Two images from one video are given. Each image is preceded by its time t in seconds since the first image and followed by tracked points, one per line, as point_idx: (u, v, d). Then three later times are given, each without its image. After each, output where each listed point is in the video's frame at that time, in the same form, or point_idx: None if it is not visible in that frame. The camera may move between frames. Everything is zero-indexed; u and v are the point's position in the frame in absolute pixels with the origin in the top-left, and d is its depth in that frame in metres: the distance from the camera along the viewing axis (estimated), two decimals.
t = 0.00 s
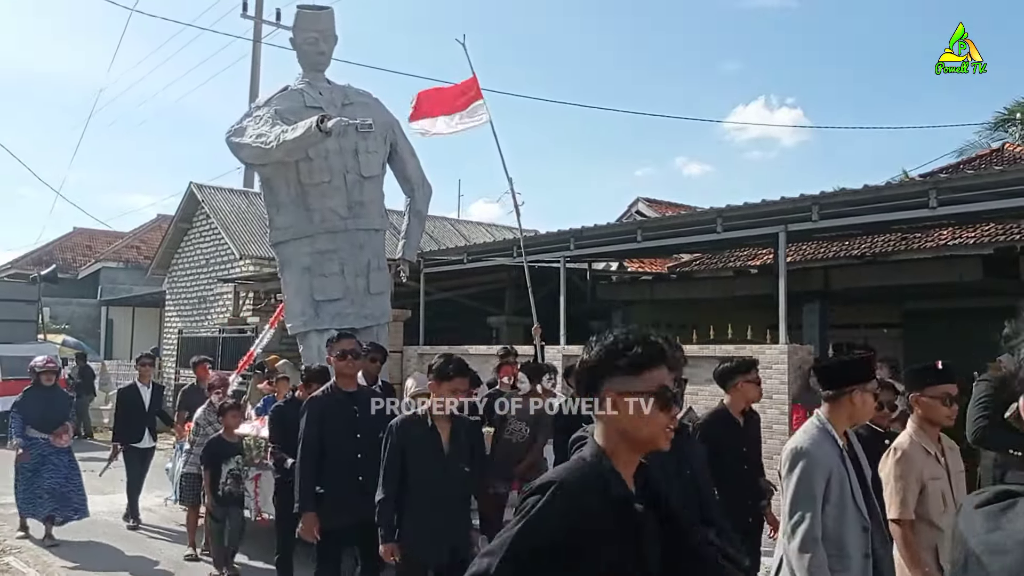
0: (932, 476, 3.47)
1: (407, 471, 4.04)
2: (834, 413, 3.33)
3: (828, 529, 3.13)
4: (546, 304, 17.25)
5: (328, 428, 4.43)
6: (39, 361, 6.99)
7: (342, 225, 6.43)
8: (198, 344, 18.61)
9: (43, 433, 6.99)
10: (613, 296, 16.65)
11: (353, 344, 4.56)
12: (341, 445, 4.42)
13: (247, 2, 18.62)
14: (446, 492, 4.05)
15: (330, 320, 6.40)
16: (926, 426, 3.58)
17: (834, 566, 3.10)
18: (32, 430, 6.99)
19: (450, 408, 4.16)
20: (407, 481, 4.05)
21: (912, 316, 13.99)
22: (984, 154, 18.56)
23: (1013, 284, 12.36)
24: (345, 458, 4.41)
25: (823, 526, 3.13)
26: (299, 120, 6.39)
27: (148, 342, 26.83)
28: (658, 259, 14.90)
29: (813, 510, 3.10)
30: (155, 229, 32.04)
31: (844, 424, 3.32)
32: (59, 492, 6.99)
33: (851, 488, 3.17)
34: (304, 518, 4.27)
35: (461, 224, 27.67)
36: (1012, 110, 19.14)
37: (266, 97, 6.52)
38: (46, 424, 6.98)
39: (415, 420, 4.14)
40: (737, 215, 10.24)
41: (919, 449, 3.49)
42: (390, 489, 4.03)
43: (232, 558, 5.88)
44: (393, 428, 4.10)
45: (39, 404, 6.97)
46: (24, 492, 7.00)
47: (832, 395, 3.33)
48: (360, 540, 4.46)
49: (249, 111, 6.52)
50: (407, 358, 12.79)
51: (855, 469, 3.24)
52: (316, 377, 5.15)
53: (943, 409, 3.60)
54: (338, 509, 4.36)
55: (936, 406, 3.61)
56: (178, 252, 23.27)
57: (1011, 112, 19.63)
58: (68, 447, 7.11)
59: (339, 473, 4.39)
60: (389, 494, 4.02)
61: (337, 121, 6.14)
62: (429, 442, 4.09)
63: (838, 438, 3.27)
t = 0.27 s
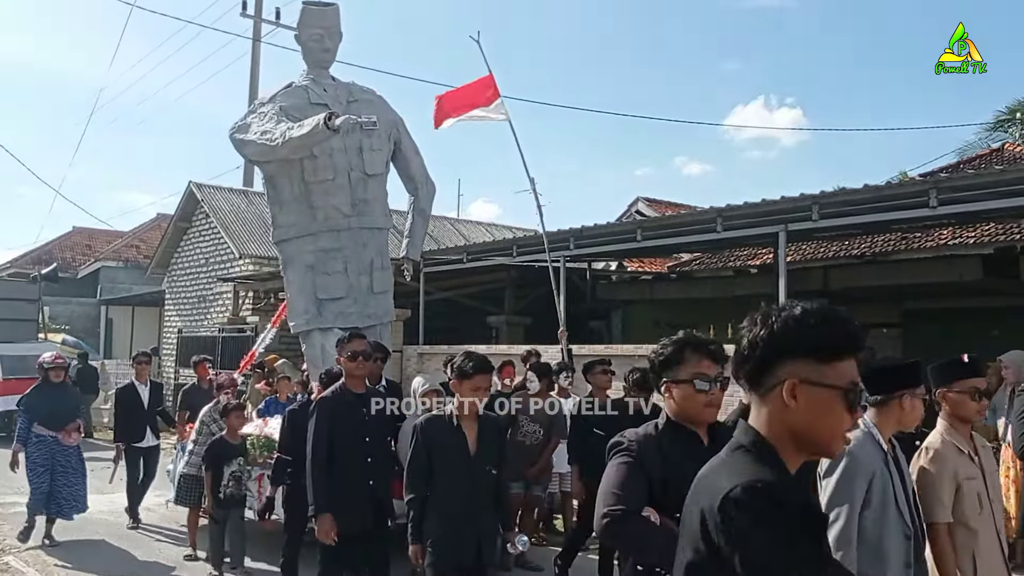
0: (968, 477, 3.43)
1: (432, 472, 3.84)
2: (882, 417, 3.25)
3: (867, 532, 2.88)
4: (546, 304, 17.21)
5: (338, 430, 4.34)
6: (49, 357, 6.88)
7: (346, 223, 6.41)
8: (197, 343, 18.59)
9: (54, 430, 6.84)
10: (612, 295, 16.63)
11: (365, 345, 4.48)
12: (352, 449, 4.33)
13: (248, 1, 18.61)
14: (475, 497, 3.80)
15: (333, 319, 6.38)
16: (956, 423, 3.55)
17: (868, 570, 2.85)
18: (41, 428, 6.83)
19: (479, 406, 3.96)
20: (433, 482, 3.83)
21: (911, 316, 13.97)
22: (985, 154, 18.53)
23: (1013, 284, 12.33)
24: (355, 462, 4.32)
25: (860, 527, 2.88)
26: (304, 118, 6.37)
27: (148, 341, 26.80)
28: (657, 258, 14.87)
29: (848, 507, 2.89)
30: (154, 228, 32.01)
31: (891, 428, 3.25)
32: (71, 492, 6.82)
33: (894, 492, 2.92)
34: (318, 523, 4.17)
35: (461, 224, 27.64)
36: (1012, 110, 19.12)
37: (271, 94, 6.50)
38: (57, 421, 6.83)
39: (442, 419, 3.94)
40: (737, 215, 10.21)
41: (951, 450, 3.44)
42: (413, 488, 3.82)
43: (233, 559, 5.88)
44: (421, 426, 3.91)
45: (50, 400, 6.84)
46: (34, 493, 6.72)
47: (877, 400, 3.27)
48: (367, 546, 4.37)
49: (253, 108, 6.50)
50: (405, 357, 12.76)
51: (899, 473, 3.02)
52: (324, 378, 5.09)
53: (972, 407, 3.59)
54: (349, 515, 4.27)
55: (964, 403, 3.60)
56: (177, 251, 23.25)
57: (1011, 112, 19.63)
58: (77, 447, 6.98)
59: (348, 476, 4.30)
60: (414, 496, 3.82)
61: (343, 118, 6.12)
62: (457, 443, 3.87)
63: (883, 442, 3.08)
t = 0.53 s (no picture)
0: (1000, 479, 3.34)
1: (452, 481, 3.68)
2: (929, 415, 3.17)
3: (910, 529, 3.01)
4: (545, 304, 17.20)
5: (355, 432, 4.21)
6: (52, 362, 6.58)
7: (345, 222, 6.39)
8: (197, 343, 18.58)
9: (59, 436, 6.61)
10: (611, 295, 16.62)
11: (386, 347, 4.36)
12: (366, 451, 4.21)
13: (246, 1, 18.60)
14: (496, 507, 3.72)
15: (333, 318, 6.38)
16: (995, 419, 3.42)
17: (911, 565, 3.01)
18: (45, 432, 6.57)
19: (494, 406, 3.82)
20: (452, 491, 3.68)
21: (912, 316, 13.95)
22: (984, 153, 18.51)
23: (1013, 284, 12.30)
24: (370, 464, 4.20)
25: (903, 524, 3.01)
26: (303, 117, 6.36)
27: (147, 341, 26.79)
28: (656, 258, 14.86)
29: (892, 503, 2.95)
30: (153, 228, 32.01)
31: (937, 427, 3.18)
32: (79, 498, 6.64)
33: (938, 488, 3.04)
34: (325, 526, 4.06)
35: (461, 224, 27.62)
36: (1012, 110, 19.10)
37: (269, 93, 6.49)
38: (63, 427, 6.59)
39: (460, 422, 3.76)
40: (736, 215, 10.20)
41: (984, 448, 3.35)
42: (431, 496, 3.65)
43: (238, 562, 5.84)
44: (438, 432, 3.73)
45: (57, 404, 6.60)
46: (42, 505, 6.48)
47: (927, 399, 3.19)
48: (381, 548, 4.27)
49: (252, 107, 6.49)
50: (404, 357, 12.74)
51: (942, 469, 3.11)
52: (344, 377, 4.99)
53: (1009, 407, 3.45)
54: (357, 519, 4.14)
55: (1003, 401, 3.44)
56: (177, 251, 23.24)
57: (1012, 112, 19.61)
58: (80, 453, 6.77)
59: (360, 480, 4.17)
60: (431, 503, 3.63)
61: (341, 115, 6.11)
62: (478, 449, 3.72)
63: (927, 439, 3.12)
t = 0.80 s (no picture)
0: None
1: (475, 485, 3.57)
2: (957, 417, 3.09)
3: (932, 531, 2.95)
4: (544, 304, 17.18)
5: (369, 430, 4.03)
6: (56, 360, 6.53)
7: (342, 221, 6.38)
8: (196, 343, 18.56)
9: (62, 437, 6.55)
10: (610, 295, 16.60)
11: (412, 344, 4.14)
12: (384, 449, 4.01)
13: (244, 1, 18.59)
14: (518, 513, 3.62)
15: (332, 318, 6.37)
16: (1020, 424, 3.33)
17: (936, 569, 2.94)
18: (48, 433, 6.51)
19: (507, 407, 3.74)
20: (473, 496, 3.57)
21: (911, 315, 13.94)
22: (984, 153, 18.50)
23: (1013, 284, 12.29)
24: (387, 464, 4.00)
25: (926, 526, 2.94)
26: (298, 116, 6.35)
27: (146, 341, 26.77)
28: (655, 258, 14.85)
29: (916, 508, 2.90)
30: (152, 228, 32.01)
31: (966, 430, 3.09)
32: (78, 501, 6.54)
33: (964, 492, 2.95)
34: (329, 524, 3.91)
35: (460, 224, 27.60)
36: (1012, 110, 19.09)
37: (264, 93, 6.47)
38: (65, 426, 6.53)
39: (477, 422, 3.65)
40: (735, 215, 10.20)
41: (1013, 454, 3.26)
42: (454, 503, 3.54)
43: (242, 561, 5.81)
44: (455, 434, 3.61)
45: (59, 404, 6.55)
46: (40, 505, 6.40)
47: (956, 400, 3.10)
48: (400, 551, 4.08)
49: (247, 107, 6.48)
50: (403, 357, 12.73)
51: (969, 472, 3.03)
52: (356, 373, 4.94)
53: None
54: (366, 517, 3.96)
55: None
56: (176, 250, 23.22)
57: (1011, 113, 19.61)
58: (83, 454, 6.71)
59: (375, 482, 3.98)
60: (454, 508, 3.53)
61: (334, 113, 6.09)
62: (496, 450, 3.62)
63: (954, 442, 3.04)
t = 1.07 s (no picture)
0: None
1: (493, 490, 3.40)
2: (995, 427, 2.92)
3: (965, 546, 2.78)
4: (545, 303, 17.15)
5: (385, 433, 3.97)
6: (63, 359, 6.22)
7: (343, 219, 6.36)
8: (197, 342, 18.55)
9: (66, 439, 6.22)
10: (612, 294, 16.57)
11: (424, 345, 4.09)
12: (400, 452, 3.95)
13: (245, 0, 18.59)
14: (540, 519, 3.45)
15: (333, 317, 6.35)
16: None
17: None
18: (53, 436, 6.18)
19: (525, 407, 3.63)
20: (493, 499, 3.40)
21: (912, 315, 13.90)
22: (986, 152, 18.45)
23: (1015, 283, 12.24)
24: (403, 467, 3.95)
25: (956, 540, 2.78)
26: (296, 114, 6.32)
27: (148, 340, 26.76)
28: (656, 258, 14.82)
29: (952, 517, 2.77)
30: (154, 227, 32.01)
31: (1002, 439, 2.93)
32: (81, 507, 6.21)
33: (1000, 504, 2.79)
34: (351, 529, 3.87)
35: (462, 223, 27.58)
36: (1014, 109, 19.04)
37: (262, 92, 6.44)
38: (71, 428, 6.21)
39: (493, 422, 3.50)
40: (735, 214, 10.17)
41: None
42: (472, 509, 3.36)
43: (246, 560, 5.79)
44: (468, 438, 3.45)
45: (63, 405, 6.22)
46: (36, 507, 6.13)
47: (993, 406, 2.93)
48: (411, 557, 3.99)
49: (244, 107, 6.45)
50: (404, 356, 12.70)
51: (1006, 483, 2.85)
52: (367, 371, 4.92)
53: None
54: (383, 517, 3.90)
55: None
56: (177, 250, 23.22)
57: (1013, 113, 19.56)
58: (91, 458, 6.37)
59: (391, 486, 3.92)
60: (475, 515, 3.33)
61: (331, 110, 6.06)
62: (514, 451, 3.46)
63: (990, 451, 2.87)
